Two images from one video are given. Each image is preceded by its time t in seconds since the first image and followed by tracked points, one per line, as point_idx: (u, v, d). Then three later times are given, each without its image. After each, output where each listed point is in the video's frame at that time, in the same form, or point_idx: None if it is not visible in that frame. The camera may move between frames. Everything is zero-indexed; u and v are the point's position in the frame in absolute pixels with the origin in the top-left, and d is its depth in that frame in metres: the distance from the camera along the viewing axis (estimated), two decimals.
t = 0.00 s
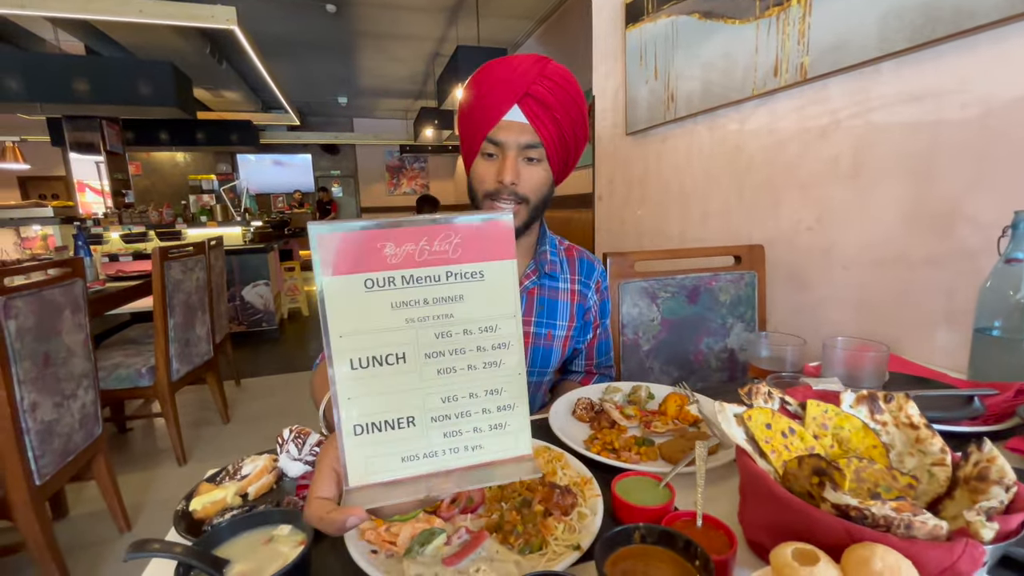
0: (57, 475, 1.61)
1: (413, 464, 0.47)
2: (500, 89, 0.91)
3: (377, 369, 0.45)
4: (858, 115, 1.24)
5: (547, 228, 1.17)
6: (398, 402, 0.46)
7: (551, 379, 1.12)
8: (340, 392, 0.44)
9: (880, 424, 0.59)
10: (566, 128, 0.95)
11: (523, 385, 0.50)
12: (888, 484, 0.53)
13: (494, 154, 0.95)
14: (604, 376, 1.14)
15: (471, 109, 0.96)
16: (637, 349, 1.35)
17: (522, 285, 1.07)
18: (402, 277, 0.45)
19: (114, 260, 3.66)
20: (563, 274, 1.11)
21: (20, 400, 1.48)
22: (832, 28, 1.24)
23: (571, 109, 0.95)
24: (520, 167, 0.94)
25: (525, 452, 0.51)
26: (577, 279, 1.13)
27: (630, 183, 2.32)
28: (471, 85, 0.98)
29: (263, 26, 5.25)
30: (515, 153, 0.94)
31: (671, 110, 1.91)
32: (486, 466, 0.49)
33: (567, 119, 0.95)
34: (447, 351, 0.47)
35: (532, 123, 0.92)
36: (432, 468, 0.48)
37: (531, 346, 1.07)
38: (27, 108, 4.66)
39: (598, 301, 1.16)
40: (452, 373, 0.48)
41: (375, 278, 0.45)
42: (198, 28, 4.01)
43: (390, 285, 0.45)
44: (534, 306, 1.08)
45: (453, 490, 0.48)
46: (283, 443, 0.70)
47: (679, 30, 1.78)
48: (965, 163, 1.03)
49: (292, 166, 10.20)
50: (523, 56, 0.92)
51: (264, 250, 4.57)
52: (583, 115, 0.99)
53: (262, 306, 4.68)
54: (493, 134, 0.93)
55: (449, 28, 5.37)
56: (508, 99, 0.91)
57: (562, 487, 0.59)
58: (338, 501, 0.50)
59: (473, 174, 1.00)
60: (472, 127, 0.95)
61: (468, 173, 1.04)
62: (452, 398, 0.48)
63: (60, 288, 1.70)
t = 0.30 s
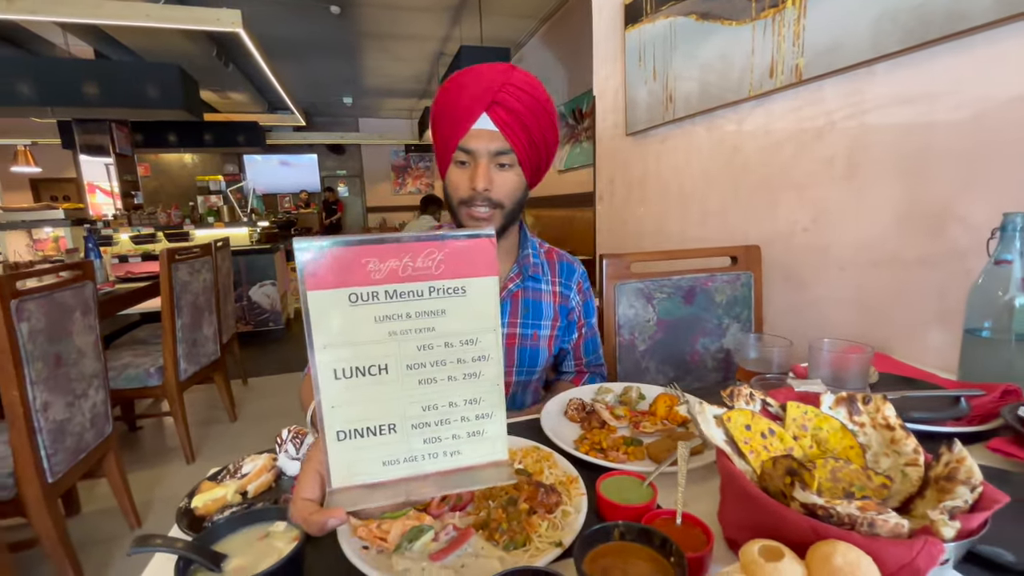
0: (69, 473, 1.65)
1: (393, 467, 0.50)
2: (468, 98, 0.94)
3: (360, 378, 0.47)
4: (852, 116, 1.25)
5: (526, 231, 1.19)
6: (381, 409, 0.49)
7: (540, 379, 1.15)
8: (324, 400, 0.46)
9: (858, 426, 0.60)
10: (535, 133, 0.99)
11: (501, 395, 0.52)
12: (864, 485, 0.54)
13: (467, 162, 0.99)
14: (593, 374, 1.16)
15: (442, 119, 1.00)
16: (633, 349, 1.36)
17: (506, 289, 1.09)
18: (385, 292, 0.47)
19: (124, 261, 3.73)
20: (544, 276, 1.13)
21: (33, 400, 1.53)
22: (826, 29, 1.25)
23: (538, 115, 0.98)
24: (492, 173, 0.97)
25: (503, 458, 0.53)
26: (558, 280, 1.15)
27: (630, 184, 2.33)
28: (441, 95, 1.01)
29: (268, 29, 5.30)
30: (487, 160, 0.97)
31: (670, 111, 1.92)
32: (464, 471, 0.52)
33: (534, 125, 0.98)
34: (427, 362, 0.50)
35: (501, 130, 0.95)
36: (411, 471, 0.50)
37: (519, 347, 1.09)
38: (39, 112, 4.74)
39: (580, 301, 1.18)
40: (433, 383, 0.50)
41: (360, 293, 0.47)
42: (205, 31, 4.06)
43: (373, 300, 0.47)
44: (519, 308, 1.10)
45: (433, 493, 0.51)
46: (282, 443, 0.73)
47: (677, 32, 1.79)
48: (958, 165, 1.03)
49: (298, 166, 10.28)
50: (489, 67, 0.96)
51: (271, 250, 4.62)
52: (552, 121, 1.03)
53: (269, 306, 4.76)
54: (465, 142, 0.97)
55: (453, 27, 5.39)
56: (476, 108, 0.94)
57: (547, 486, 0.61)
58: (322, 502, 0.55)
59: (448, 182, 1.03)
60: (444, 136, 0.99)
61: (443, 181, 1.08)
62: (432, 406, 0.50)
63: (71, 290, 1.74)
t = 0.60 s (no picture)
0: (81, 470, 1.71)
1: (386, 440, 0.55)
2: (430, 111, 0.97)
3: (357, 361, 0.52)
4: (840, 120, 1.27)
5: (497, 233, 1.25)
6: (376, 389, 0.54)
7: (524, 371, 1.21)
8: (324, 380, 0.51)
9: (825, 425, 0.63)
10: (499, 140, 1.03)
11: (484, 377, 0.57)
12: (827, 483, 0.57)
13: (435, 172, 1.02)
14: (577, 359, 1.21)
15: (407, 133, 1.03)
16: (626, 350, 1.39)
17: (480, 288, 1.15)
18: (379, 283, 0.52)
19: (134, 263, 3.80)
20: (516, 274, 1.19)
21: (45, 400, 1.58)
22: (813, 34, 1.26)
23: (500, 123, 1.02)
24: (461, 181, 1.02)
25: (486, 433, 0.59)
26: (531, 276, 1.21)
27: (628, 185, 2.35)
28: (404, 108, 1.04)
29: (274, 32, 5.35)
30: (454, 169, 1.01)
31: (665, 113, 1.94)
32: (451, 445, 0.58)
33: (496, 133, 1.02)
34: (419, 346, 0.54)
35: (466, 140, 0.99)
36: (402, 444, 0.56)
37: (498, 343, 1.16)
38: (49, 117, 4.82)
39: (554, 293, 1.23)
40: (422, 366, 0.55)
41: (355, 284, 0.51)
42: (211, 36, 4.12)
43: (368, 289, 0.51)
44: (494, 306, 1.16)
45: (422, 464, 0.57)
46: (279, 442, 0.77)
47: (672, 35, 1.80)
48: (943, 168, 1.05)
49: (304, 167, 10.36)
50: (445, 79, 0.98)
51: (277, 251, 4.68)
52: (513, 126, 1.06)
53: (275, 306, 4.83)
54: (432, 153, 1.00)
55: (456, 28, 5.41)
56: (439, 121, 0.97)
57: (527, 483, 0.65)
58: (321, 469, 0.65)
59: (419, 193, 1.07)
60: (411, 149, 1.02)
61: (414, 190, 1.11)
62: (422, 386, 0.55)
63: (82, 294, 1.79)
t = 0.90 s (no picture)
0: (90, 475, 1.76)
1: (384, 415, 0.65)
2: (446, 121, 1.01)
3: (362, 347, 0.63)
4: (822, 132, 1.30)
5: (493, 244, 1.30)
6: (377, 370, 0.64)
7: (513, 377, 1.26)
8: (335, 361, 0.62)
9: (790, 430, 0.66)
10: (503, 153, 1.09)
11: (468, 363, 0.68)
12: (788, 484, 0.60)
13: (445, 175, 1.05)
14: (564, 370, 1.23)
15: (417, 141, 1.06)
16: (616, 356, 1.43)
17: (472, 297, 1.22)
18: (383, 281, 0.63)
19: (141, 271, 3.88)
20: (509, 284, 1.25)
21: (55, 407, 1.63)
22: (796, 49, 1.30)
23: (507, 139, 1.09)
24: (470, 185, 1.05)
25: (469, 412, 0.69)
26: (524, 286, 1.27)
27: (624, 193, 2.38)
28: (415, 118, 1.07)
29: (278, 42, 5.44)
30: (465, 173, 1.05)
31: (658, 124, 1.97)
32: (439, 421, 0.67)
33: (503, 147, 1.08)
34: (413, 335, 0.65)
35: (476, 149, 1.04)
36: (398, 420, 0.66)
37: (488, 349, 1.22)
38: (59, 128, 4.92)
39: (545, 303, 1.28)
40: (416, 352, 0.66)
41: (363, 282, 0.63)
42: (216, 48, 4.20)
43: (372, 286, 0.63)
44: (485, 314, 1.23)
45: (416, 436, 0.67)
46: (277, 447, 0.80)
47: (663, 47, 1.85)
48: (919, 179, 1.08)
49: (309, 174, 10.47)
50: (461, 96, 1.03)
51: (281, 258, 4.74)
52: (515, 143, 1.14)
53: (280, 312, 4.89)
54: (443, 158, 1.03)
55: (457, 37, 5.48)
56: (455, 129, 1.01)
57: (508, 485, 0.69)
58: (328, 437, 0.73)
59: (425, 196, 1.08)
60: (422, 156, 1.04)
61: (416, 196, 1.12)
62: (415, 369, 0.66)
63: (90, 303, 1.85)
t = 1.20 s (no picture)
0: (93, 480, 1.79)
1: (389, 411, 0.72)
2: (476, 145, 1.07)
3: (369, 349, 0.69)
4: (809, 143, 1.33)
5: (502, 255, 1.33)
6: (382, 370, 0.70)
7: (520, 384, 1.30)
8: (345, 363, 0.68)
9: (767, 434, 0.69)
10: (524, 177, 1.15)
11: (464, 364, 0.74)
12: (763, 485, 0.63)
13: (468, 197, 1.11)
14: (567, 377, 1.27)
15: (446, 160, 1.11)
16: (610, 362, 1.46)
17: (481, 305, 1.25)
18: (387, 290, 0.69)
19: (144, 278, 3.92)
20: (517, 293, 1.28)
21: (61, 413, 1.67)
22: (782, 63, 1.34)
23: (528, 164, 1.15)
24: (491, 209, 1.11)
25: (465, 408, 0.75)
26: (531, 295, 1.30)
27: (619, 200, 2.42)
28: (444, 138, 1.13)
29: (279, 51, 5.50)
30: (487, 197, 1.10)
31: (651, 133, 2.01)
32: (437, 416, 0.73)
33: (525, 173, 1.15)
34: (416, 339, 0.71)
35: (501, 174, 1.10)
36: (402, 415, 0.72)
37: (495, 356, 1.26)
38: (63, 136, 4.99)
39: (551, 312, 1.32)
40: (417, 354, 0.72)
41: (370, 291, 0.69)
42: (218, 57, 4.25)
43: (378, 294, 0.69)
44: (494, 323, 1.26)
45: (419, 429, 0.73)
46: (277, 451, 0.83)
47: (656, 59, 1.89)
48: (900, 190, 1.11)
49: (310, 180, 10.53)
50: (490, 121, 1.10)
51: (283, 265, 4.78)
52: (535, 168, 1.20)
53: (281, 318, 4.92)
54: (469, 180, 1.09)
55: (457, 44, 5.54)
56: (483, 154, 1.07)
57: (497, 487, 0.72)
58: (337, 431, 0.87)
59: (447, 214, 1.15)
60: (448, 175, 1.10)
61: (438, 210, 1.18)
62: (416, 369, 0.72)
63: (95, 311, 1.89)
